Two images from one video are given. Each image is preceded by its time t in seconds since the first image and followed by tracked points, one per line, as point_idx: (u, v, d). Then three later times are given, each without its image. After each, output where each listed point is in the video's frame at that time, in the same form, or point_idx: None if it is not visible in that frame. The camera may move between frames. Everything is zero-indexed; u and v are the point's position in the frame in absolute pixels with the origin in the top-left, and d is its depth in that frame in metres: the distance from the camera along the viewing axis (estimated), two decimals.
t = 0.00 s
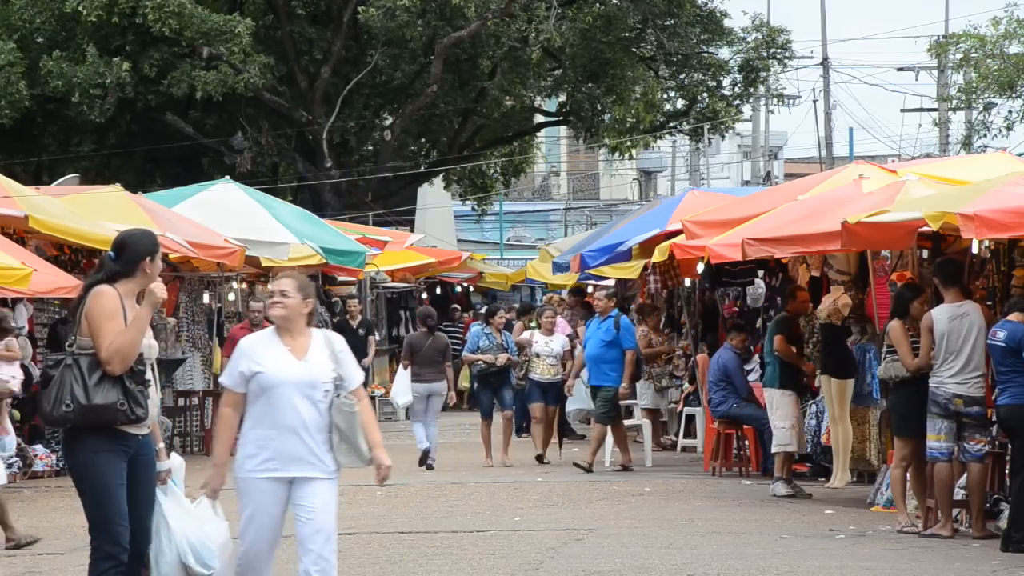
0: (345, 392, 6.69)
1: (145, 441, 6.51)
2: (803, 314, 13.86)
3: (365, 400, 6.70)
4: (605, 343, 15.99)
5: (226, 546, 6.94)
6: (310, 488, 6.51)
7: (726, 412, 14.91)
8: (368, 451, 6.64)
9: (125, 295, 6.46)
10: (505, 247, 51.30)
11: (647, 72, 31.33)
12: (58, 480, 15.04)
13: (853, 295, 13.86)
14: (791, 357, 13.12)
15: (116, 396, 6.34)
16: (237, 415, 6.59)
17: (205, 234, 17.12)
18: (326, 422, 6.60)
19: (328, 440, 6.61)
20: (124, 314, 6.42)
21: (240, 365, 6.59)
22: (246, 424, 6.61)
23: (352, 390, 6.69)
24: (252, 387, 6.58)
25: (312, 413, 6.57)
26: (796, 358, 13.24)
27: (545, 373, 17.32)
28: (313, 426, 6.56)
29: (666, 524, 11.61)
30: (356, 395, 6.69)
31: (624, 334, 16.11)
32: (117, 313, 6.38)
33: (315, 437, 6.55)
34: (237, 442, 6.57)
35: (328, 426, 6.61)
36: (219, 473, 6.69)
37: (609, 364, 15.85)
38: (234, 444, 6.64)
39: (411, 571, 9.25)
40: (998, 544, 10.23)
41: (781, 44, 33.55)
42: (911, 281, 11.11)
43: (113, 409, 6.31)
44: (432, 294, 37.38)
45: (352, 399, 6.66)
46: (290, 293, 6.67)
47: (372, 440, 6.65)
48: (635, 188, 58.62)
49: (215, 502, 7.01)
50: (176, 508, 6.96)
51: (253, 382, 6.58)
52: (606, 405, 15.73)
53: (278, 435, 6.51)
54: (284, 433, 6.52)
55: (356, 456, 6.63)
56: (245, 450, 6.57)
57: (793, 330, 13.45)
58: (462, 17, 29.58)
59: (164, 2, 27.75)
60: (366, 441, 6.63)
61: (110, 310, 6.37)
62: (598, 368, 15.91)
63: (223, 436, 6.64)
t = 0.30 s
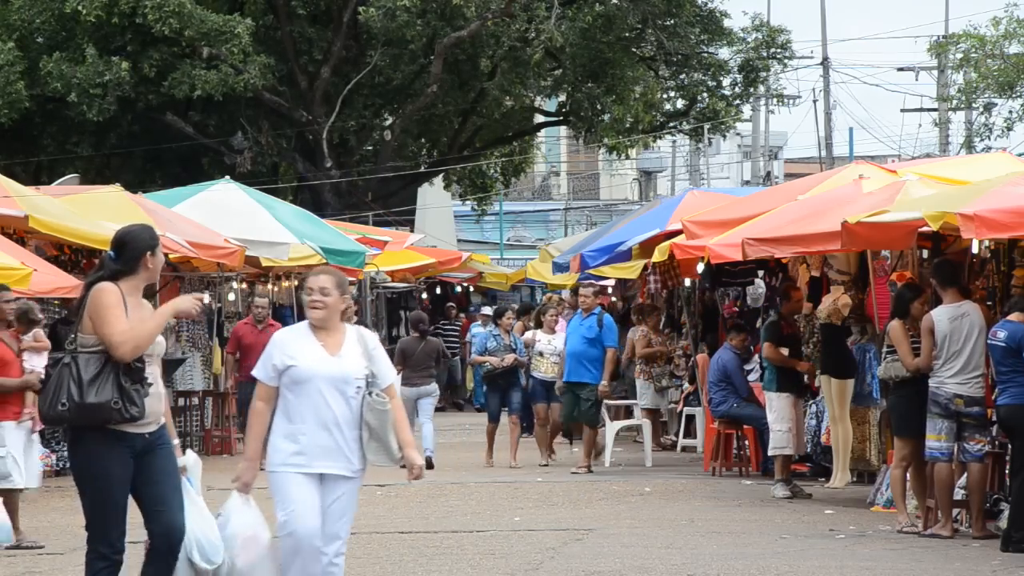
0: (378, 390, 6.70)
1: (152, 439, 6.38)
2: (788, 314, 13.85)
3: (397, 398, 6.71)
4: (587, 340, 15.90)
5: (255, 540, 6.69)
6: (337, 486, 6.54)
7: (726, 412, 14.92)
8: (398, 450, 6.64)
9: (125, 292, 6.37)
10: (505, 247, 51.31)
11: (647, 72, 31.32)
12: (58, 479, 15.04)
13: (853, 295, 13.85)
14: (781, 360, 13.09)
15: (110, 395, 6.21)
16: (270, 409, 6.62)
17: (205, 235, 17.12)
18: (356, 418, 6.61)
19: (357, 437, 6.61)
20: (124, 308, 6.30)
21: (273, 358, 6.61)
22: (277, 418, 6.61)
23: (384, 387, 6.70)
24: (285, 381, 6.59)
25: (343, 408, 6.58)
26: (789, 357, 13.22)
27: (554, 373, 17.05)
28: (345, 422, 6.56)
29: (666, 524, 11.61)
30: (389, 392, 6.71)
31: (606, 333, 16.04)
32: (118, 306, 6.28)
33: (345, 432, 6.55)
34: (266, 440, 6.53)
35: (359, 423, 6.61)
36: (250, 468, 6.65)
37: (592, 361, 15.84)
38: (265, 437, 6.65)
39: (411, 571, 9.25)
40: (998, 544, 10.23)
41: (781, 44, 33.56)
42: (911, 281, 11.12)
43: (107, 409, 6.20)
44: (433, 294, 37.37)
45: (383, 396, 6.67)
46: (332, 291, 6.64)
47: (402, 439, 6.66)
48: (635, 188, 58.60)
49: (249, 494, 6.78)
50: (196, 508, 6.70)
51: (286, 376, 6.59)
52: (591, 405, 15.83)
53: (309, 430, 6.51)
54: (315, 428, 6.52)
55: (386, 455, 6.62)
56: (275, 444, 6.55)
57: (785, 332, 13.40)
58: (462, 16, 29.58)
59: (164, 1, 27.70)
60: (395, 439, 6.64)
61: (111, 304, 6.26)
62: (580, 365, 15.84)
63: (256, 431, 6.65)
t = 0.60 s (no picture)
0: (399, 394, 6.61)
1: (170, 446, 6.35)
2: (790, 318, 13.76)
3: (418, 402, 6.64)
4: (573, 342, 15.85)
5: (283, 557, 6.34)
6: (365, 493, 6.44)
7: (726, 412, 14.94)
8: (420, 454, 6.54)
9: (145, 294, 6.38)
10: (505, 247, 51.33)
11: (647, 72, 31.36)
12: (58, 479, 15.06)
13: (853, 295, 13.86)
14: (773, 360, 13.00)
15: (120, 396, 6.20)
16: (296, 420, 6.43)
17: (205, 234, 17.15)
18: (383, 424, 6.49)
19: (382, 443, 6.49)
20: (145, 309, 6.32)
21: (297, 368, 6.43)
22: (302, 427, 6.42)
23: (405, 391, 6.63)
24: (310, 391, 6.42)
25: (371, 414, 6.45)
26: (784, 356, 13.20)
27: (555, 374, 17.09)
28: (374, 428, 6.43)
29: (666, 524, 11.61)
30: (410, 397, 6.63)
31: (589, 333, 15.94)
32: (138, 306, 6.30)
33: (374, 439, 6.44)
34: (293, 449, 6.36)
35: (387, 428, 6.48)
36: (279, 481, 6.40)
37: (579, 365, 15.83)
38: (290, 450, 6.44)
39: (412, 571, 9.25)
40: (998, 543, 10.24)
41: (781, 44, 33.58)
42: (911, 281, 11.12)
43: (116, 410, 6.18)
44: (433, 294, 37.38)
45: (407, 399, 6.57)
46: (361, 306, 6.45)
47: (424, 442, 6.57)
48: (634, 188, 58.61)
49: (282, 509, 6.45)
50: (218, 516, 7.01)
51: (311, 385, 6.42)
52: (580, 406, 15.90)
53: (342, 436, 6.36)
54: (347, 435, 6.38)
55: (410, 458, 6.50)
56: (303, 453, 6.37)
57: (780, 332, 13.31)
58: (462, 17, 29.59)
59: (165, 2, 27.72)
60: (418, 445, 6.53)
61: (130, 304, 6.28)
62: (567, 368, 15.84)
63: (282, 443, 6.45)
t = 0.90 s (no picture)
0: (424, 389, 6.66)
1: (188, 439, 6.39)
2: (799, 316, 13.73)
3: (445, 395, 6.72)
4: (552, 343, 15.67)
5: (312, 567, 6.21)
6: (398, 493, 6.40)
7: (726, 412, 14.93)
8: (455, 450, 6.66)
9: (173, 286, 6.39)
10: (505, 247, 51.33)
11: (647, 72, 31.39)
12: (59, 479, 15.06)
13: (853, 295, 13.86)
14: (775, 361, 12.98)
15: (144, 385, 6.21)
16: (327, 423, 6.34)
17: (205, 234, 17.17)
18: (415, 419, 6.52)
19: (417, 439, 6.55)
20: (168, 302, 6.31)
21: (326, 371, 6.34)
22: (334, 429, 6.34)
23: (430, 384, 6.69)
24: (342, 393, 6.34)
25: (404, 413, 6.43)
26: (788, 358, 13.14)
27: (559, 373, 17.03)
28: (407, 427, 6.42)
29: (666, 525, 11.61)
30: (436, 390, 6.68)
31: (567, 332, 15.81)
32: (161, 296, 6.30)
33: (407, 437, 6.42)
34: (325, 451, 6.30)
35: (423, 423, 6.56)
36: (312, 487, 6.26)
37: (557, 366, 15.65)
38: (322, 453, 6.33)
39: (411, 571, 9.25)
40: (998, 543, 10.24)
41: (781, 44, 33.59)
42: (911, 281, 11.12)
43: (140, 399, 6.21)
44: (433, 294, 37.39)
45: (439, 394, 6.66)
46: (385, 297, 6.39)
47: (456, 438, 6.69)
48: (635, 188, 58.62)
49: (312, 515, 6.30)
50: (248, 522, 6.52)
51: (342, 387, 6.34)
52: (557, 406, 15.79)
53: (378, 437, 6.32)
54: (382, 436, 6.34)
55: (444, 454, 6.62)
56: (336, 455, 6.30)
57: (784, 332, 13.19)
58: (462, 17, 29.58)
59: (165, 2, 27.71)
60: (455, 442, 6.65)
61: (149, 293, 6.28)
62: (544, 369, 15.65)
63: (314, 445, 6.31)
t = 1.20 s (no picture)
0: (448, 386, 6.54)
1: (205, 448, 6.34)
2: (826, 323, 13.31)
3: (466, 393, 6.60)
4: (533, 343, 15.59)
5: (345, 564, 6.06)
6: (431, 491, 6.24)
7: (726, 412, 14.92)
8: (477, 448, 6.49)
9: (183, 294, 6.33)
10: (505, 247, 51.36)
11: (647, 72, 31.45)
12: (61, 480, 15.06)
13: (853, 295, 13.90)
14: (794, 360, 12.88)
15: (149, 398, 6.17)
16: (355, 420, 6.24)
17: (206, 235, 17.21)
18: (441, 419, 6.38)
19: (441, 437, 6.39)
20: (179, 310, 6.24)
21: (355, 367, 6.24)
22: (361, 428, 6.24)
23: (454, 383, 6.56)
24: (369, 391, 6.24)
25: (431, 411, 6.31)
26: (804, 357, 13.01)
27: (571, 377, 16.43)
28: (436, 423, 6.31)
29: (667, 524, 11.61)
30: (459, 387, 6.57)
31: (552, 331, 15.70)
32: (169, 305, 6.23)
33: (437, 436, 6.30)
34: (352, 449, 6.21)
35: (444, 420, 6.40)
36: (340, 483, 6.16)
37: (537, 362, 15.56)
38: (350, 450, 6.23)
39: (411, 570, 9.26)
40: (998, 543, 10.24)
41: (781, 44, 33.58)
42: (911, 281, 11.13)
43: (144, 411, 6.17)
44: (432, 294, 37.41)
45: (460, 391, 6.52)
46: (408, 292, 6.35)
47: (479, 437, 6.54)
48: (634, 188, 58.66)
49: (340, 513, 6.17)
50: (276, 517, 6.42)
51: (370, 385, 6.24)
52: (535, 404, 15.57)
53: (406, 437, 6.21)
54: (409, 434, 6.22)
55: (467, 452, 6.46)
56: (365, 454, 6.21)
57: (800, 331, 13.05)
58: (461, 16, 29.54)
59: (164, 1, 27.72)
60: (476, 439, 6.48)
61: (157, 303, 6.23)
62: (523, 367, 15.58)
63: (341, 444, 6.21)
